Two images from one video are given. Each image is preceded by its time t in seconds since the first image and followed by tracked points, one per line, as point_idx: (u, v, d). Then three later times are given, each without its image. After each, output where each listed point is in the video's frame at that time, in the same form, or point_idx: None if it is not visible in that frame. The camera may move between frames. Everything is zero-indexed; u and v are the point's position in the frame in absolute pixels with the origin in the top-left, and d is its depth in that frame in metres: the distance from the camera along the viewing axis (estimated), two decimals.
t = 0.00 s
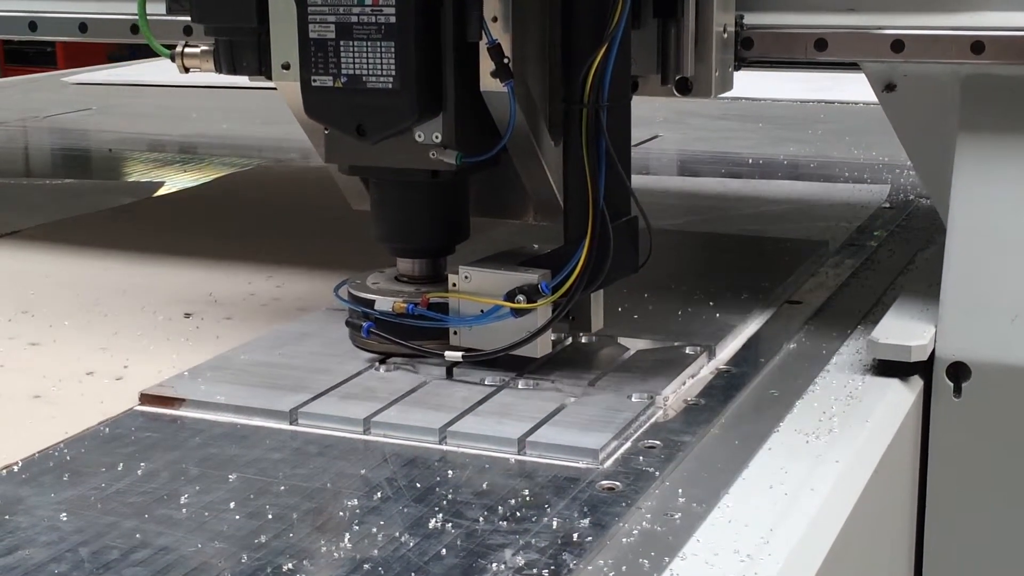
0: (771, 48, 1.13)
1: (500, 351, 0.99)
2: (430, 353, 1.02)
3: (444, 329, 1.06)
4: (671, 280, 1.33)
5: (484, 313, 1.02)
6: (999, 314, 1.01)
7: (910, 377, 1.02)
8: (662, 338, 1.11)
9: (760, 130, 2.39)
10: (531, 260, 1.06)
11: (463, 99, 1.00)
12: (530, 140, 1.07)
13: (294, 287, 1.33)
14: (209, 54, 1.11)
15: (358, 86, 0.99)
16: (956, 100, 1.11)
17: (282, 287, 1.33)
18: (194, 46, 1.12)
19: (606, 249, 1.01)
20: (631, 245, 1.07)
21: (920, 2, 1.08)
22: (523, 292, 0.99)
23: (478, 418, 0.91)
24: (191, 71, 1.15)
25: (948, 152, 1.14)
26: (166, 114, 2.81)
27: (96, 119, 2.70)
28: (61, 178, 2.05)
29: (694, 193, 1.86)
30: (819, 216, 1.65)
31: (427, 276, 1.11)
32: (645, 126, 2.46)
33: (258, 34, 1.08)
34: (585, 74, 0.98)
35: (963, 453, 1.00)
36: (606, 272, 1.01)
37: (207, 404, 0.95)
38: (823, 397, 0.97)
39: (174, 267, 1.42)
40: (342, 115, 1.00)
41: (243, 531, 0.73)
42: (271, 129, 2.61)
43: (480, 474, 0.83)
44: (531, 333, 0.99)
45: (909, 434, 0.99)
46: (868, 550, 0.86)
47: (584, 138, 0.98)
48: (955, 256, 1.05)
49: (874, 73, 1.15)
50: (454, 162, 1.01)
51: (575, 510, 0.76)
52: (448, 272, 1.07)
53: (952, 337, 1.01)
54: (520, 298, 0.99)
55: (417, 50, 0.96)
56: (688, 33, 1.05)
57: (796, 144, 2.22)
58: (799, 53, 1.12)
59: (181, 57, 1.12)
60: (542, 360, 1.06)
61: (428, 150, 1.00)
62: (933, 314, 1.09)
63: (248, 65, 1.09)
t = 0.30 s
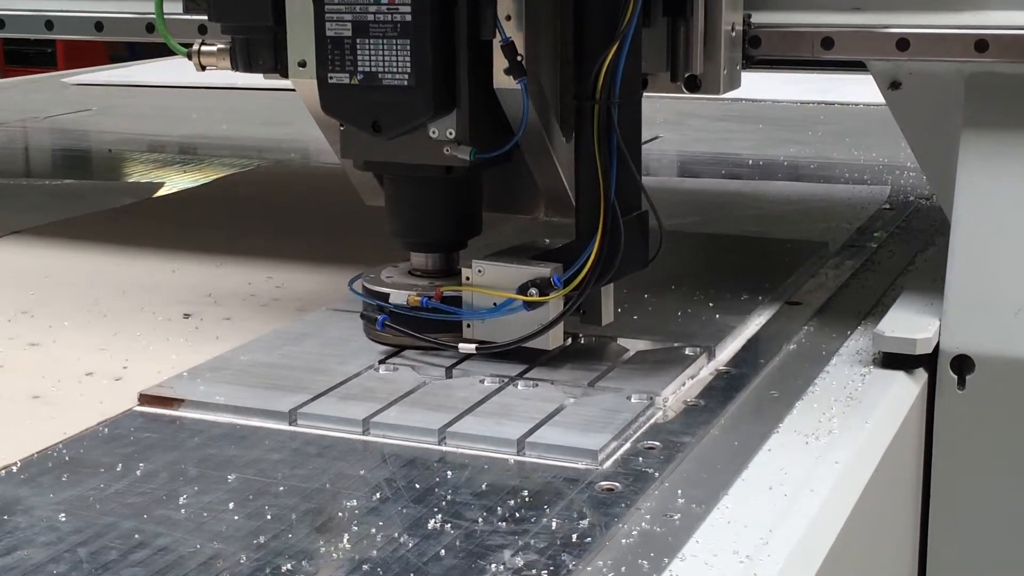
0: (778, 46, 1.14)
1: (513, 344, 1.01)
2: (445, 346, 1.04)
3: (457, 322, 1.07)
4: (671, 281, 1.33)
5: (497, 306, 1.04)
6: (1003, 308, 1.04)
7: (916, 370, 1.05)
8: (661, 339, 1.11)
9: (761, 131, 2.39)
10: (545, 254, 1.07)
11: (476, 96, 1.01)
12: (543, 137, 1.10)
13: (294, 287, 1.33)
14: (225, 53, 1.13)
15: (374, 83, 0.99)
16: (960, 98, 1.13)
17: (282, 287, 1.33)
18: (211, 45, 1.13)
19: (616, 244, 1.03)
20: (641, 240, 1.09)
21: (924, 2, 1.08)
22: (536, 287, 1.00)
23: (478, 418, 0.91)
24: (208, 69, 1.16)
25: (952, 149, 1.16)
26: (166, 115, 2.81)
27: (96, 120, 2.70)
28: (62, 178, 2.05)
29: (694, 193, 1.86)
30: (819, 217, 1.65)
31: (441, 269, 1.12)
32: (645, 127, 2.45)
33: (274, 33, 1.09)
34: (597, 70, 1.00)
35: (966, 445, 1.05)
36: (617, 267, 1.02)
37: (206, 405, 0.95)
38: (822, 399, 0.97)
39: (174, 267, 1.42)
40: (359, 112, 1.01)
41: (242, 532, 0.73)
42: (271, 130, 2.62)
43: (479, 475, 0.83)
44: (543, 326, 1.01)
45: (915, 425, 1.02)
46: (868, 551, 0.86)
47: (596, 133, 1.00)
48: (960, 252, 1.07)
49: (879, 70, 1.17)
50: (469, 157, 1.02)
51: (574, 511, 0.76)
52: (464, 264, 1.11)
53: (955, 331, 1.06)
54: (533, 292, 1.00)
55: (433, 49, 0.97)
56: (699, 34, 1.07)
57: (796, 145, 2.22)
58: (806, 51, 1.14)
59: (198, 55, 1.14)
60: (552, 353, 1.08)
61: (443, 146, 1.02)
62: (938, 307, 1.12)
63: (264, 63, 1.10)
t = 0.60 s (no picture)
0: (784, 44, 1.15)
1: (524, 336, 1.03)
2: (458, 338, 1.06)
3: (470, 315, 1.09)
4: (671, 280, 1.32)
5: (509, 299, 1.06)
6: (1007, 301, 1.05)
7: (920, 361, 1.06)
8: (661, 339, 1.11)
9: (760, 130, 2.39)
10: (556, 248, 1.10)
11: (488, 93, 1.03)
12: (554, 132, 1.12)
13: (294, 287, 1.33)
14: (241, 49, 1.13)
15: (388, 80, 1.01)
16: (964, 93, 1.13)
17: (282, 287, 1.33)
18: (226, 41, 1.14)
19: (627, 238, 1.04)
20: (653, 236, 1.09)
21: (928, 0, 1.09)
22: (547, 279, 1.03)
23: (477, 418, 0.91)
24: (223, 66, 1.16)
25: (957, 146, 1.16)
26: (165, 114, 2.80)
27: (95, 119, 2.70)
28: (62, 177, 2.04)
29: (694, 192, 1.85)
30: (819, 216, 1.65)
31: (452, 263, 1.13)
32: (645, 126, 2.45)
33: (289, 30, 1.08)
34: (608, 67, 1.00)
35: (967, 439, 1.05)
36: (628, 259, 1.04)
37: (205, 405, 0.95)
38: (822, 399, 0.97)
39: (174, 266, 1.42)
40: (374, 107, 1.03)
41: (241, 532, 0.73)
42: (270, 129, 2.61)
43: (479, 475, 0.83)
44: (554, 318, 1.04)
45: (917, 418, 1.02)
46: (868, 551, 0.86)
47: (606, 129, 1.01)
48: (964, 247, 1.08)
49: (885, 66, 1.17)
50: (482, 152, 1.04)
51: (574, 511, 0.76)
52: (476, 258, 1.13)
53: (959, 325, 1.06)
54: (544, 284, 1.03)
55: (447, 45, 0.99)
56: (706, 33, 1.08)
57: (796, 145, 2.21)
58: (811, 48, 1.14)
59: (213, 52, 1.14)
60: (559, 347, 1.09)
61: (456, 141, 1.04)
62: (943, 301, 1.13)
63: (278, 60, 1.09)
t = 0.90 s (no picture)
0: (787, 44, 1.15)
1: (532, 334, 1.04)
2: (466, 336, 1.07)
3: (478, 314, 1.10)
4: (670, 281, 1.32)
5: (517, 298, 1.06)
6: (1007, 297, 1.04)
7: (921, 360, 1.06)
8: (661, 338, 1.11)
9: (760, 130, 2.38)
10: (564, 247, 1.10)
11: (497, 91, 1.03)
12: (562, 132, 1.15)
13: (294, 287, 1.33)
14: (249, 49, 1.12)
15: (397, 79, 1.01)
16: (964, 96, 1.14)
17: (281, 287, 1.33)
18: (234, 41, 1.13)
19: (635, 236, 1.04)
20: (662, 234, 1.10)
21: None
22: (555, 278, 1.03)
23: (476, 419, 0.91)
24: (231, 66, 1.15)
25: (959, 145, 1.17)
26: (164, 114, 2.80)
27: (94, 120, 2.70)
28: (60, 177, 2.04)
29: (694, 192, 1.85)
30: (819, 217, 1.64)
31: (461, 262, 1.14)
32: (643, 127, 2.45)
33: (297, 30, 1.09)
34: (616, 65, 1.00)
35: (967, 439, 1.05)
36: (636, 257, 1.04)
37: (204, 405, 0.95)
38: (821, 399, 0.97)
39: (173, 266, 1.42)
40: (384, 106, 1.03)
41: (239, 532, 0.73)
42: (269, 129, 2.61)
43: (478, 475, 0.83)
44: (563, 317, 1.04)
45: (917, 418, 1.02)
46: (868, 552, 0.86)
47: (614, 127, 1.01)
48: (964, 245, 1.07)
49: (884, 67, 1.18)
50: (490, 152, 1.04)
51: (573, 512, 0.76)
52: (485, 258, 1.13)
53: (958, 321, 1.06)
54: (553, 284, 1.03)
55: (455, 45, 0.99)
56: (713, 33, 1.07)
57: (795, 145, 2.22)
58: (813, 48, 1.14)
59: (220, 52, 1.13)
60: (558, 347, 1.09)
61: (464, 141, 1.04)
62: (943, 299, 1.13)
63: (286, 60, 1.10)
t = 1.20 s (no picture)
0: (786, 43, 1.15)
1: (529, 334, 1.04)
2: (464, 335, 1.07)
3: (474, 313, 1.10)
4: (668, 281, 1.32)
5: (514, 297, 1.07)
6: (1005, 296, 1.05)
7: (920, 359, 1.06)
8: (659, 338, 1.11)
9: (758, 131, 2.38)
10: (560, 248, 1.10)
11: (495, 91, 1.03)
12: (559, 133, 1.12)
13: (292, 287, 1.33)
14: (248, 50, 1.13)
15: (395, 79, 1.01)
16: (961, 97, 1.14)
17: (279, 287, 1.33)
18: (233, 41, 1.14)
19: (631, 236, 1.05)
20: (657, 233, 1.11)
21: None
22: (553, 278, 1.04)
23: (473, 419, 0.91)
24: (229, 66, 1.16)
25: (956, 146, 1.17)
26: (162, 115, 2.80)
27: (92, 120, 2.70)
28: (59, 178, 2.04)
29: (692, 193, 1.85)
30: (818, 217, 1.64)
31: (457, 262, 1.14)
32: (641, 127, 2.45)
33: (294, 30, 1.09)
34: (614, 65, 1.01)
35: (965, 439, 1.05)
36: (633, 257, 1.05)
37: (201, 405, 0.95)
38: (818, 399, 0.97)
39: (171, 266, 1.42)
40: (382, 106, 1.03)
41: (236, 532, 0.73)
42: (266, 130, 2.61)
43: (475, 475, 0.82)
44: (560, 316, 1.05)
45: (915, 417, 1.02)
46: (866, 552, 0.86)
47: (612, 128, 1.02)
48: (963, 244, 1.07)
49: (881, 68, 1.19)
50: (488, 151, 1.04)
51: (570, 511, 0.76)
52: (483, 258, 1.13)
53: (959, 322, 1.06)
54: (550, 283, 1.04)
55: (454, 44, 0.99)
56: (711, 32, 1.08)
57: (793, 145, 2.22)
58: (812, 47, 1.15)
59: (220, 52, 1.14)
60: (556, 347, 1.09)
61: (462, 141, 1.04)
62: (942, 299, 1.13)
63: (284, 59, 1.10)
